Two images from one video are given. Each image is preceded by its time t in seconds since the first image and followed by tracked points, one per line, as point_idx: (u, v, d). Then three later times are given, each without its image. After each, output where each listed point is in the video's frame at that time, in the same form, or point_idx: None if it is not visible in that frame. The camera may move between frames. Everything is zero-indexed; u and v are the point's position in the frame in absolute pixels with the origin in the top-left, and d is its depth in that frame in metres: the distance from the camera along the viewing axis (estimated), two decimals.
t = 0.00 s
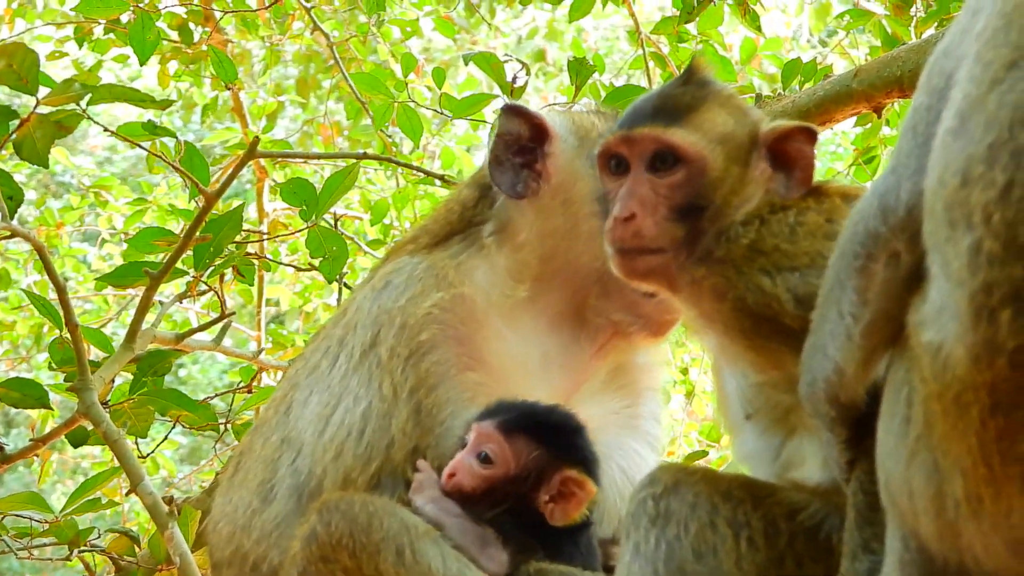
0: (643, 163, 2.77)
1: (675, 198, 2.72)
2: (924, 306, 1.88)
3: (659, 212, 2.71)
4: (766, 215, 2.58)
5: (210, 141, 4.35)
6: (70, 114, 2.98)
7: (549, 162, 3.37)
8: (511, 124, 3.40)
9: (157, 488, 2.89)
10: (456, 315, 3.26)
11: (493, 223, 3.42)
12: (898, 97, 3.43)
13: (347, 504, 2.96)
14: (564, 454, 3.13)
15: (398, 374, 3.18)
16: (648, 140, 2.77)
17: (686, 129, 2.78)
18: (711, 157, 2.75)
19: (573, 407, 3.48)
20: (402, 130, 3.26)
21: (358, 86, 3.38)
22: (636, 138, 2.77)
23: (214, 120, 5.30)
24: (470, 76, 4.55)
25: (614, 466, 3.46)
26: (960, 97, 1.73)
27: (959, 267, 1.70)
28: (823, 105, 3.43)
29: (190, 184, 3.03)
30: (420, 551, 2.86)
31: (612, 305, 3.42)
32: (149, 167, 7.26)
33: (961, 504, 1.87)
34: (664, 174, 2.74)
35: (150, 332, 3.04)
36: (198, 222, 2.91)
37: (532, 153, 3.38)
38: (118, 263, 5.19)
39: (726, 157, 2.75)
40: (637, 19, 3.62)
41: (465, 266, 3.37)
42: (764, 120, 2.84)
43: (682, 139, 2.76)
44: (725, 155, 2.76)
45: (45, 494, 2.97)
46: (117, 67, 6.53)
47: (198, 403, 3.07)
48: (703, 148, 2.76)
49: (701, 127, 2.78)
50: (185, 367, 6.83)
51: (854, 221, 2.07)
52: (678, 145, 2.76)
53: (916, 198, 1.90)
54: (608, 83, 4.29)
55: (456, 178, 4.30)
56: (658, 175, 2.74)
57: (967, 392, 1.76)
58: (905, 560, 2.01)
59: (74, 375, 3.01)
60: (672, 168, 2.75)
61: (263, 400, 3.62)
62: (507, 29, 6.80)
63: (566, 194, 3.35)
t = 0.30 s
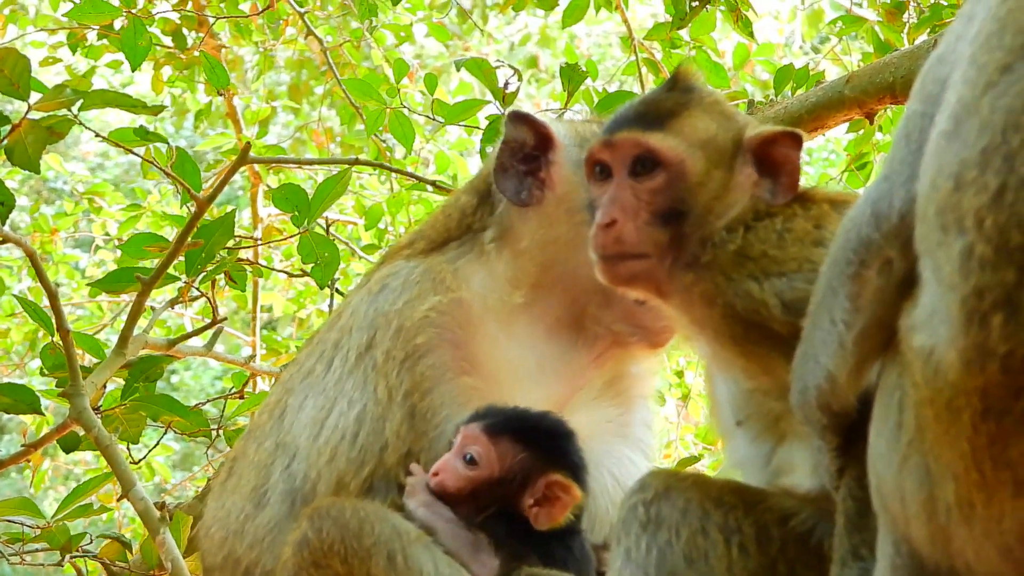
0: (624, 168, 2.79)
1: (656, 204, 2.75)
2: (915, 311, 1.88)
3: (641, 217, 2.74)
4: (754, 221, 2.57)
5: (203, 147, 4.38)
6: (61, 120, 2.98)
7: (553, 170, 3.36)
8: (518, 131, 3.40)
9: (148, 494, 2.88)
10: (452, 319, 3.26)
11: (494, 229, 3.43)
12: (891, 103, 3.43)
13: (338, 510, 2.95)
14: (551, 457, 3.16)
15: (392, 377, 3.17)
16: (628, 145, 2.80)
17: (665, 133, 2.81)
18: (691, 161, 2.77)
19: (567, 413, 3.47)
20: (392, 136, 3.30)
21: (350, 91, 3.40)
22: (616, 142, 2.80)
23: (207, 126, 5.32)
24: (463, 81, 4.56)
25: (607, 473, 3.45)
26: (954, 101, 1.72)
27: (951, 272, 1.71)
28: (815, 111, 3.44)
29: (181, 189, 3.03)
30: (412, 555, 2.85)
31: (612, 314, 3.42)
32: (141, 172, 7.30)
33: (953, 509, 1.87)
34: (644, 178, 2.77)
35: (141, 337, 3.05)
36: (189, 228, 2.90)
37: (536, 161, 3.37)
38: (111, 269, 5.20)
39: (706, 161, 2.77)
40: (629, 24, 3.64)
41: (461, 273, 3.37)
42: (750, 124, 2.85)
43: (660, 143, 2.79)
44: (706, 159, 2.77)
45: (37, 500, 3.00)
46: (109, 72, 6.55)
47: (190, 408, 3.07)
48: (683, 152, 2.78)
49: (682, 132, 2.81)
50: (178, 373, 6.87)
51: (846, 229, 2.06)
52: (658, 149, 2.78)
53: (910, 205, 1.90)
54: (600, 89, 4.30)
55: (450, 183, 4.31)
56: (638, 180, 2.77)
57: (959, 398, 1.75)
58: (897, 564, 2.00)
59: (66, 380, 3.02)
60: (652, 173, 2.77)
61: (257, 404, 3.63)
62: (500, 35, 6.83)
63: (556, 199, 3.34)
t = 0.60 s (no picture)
0: (616, 171, 2.78)
1: (648, 207, 2.75)
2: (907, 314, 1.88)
3: (632, 220, 2.74)
4: (748, 225, 2.58)
5: (196, 149, 4.39)
6: (54, 121, 2.98)
7: (554, 173, 3.36)
8: (519, 135, 3.38)
9: (140, 495, 2.88)
10: (450, 320, 3.25)
11: (493, 233, 3.44)
12: (884, 106, 3.44)
13: (330, 513, 2.95)
14: (537, 458, 3.16)
15: (389, 377, 3.16)
16: (620, 148, 2.79)
17: (657, 137, 2.81)
18: (682, 165, 2.77)
19: (561, 417, 3.45)
20: (384, 137, 3.30)
21: (343, 93, 3.41)
22: (608, 145, 2.79)
23: (199, 128, 5.34)
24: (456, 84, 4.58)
25: (598, 477, 3.44)
26: (947, 103, 1.73)
27: (943, 275, 1.70)
28: (808, 115, 3.45)
29: (174, 191, 3.03)
30: (404, 558, 2.85)
31: (617, 314, 3.40)
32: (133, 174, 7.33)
33: (944, 512, 1.87)
34: (636, 181, 2.76)
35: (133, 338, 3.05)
36: (181, 229, 2.90)
37: (537, 165, 3.37)
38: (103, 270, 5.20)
39: (698, 164, 2.77)
40: (624, 26, 3.65)
41: (459, 275, 3.37)
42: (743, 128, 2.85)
43: (652, 146, 2.78)
44: (697, 163, 2.77)
45: (28, 501, 2.99)
46: (102, 74, 6.57)
47: (182, 410, 3.10)
48: (675, 155, 2.78)
49: (673, 135, 2.81)
50: (168, 376, 6.91)
51: (840, 233, 2.06)
52: (650, 153, 2.78)
53: (902, 210, 1.90)
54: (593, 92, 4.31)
55: (443, 185, 4.31)
56: (629, 182, 2.76)
57: (951, 402, 1.74)
58: (889, 568, 2.00)
59: (58, 382, 3.02)
60: (643, 176, 2.77)
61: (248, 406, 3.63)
62: (493, 38, 6.86)
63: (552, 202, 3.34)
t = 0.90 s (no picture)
0: (603, 176, 2.79)
1: (634, 210, 2.75)
2: (901, 319, 1.87)
3: (620, 223, 2.74)
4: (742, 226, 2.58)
5: (189, 148, 4.40)
6: (49, 119, 2.97)
7: (550, 173, 3.37)
8: (513, 135, 3.38)
9: (133, 494, 2.88)
10: (446, 321, 3.25)
11: (488, 234, 3.44)
12: (879, 109, 3.43)
13: (323, 513, 2.95)
14: (531, 457, 3.17)
15: (383, 378, 3.15)
16: (606, 151, 2.80)
17: (644, 140, 2.82)
18: (668, 166, 2.77)
19: (554, 417, 3.46)
20: (378, 136, 3.31)
21: (337, 91, 3.42)
22: (594, 149, 2.80)
23: (194, 126, 5.35)
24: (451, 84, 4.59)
25: (591, 479, 3.44)
26: (943, 106, 1.71)
27: (938, 279, 1.69)
28: (804, 117, 3.45)
29: (168, 190, 3.04)
30: (396, 558, 2.84)
31: (611, 315, 3.40)
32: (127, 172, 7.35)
33: (937, 516, 1.86)
34: (621, 185, 2.78)
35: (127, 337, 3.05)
36: (174, 228, 2.90)
37: (531, 166, 3.37)
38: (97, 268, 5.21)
39: (686, 165, 2.77)
40: (618, 27, 3.65)
41: (453, 276, 3.38)
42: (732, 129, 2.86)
43: (638, 149, 2.80)
44: (685, 163, 2.77)
45: (20, 499, 2.98)
46: (97, 71, 6.58)
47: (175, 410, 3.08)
48: (661, 156, 2.79)
49: (661, 137, 2.82)
50: (161, 374, 6.93)
51: (834, 237, 2.06)
52: (636, 155, 2.79)
53: (896, 213, 1.89)
54: (588, 93, 4.32)
55: (436, 186, 4.31)
56: (617, 187, 2.77)
57: (945, 405, 1.73)
58: (882, 570, 2.00)
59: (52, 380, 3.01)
60: (629, 179, 2.78)
61: (241, 407, 3.63)
62: (487, 38, 6.87)
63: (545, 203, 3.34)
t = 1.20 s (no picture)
0: (577, 183, 2.80)
1: (609, 216, 2.77)
2: (896, 320, 1.87)
3: (594, 230, 2.76)
4: (727, 230, 2.60)
5: (184, 145, 4.40)
6: (46, 117, 2.97)
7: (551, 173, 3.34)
8: (513, 135, 3.34)
9: (128, 492, 2.88)
10: (443, 320, 3.25)
11: (488, 234, 3.44)
12: (875, 110, 3.42)
13: (318, 512, 2.94)
14: (523, 460, 3.16)
15: (380, 377, 3.14)
16: (576, 161, 2.81)
17: (613, 145, 2.86)
18: (638, 168, 2.80)
19: (550, 420, 3.44)
20: (374, 135, 3.32)
21: (333, 90, 3.41)
22: (565, 160, 2.81)
23: (189, 124, 5.36)
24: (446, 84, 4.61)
25: (586, 478, 3.43)
26: (940, 108, 1.72)
27: (934, 281, 1.69)
28: (800, 117, 3.45)
29: (164, 188, 3.04)
30: (392, 557, 2.83)
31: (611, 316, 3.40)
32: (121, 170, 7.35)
33: (933, 517, 1.84)
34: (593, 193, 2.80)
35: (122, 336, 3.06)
36: (171, 226, 2.90)
37: (531, 166, 3.34)
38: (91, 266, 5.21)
39: (655, 167, 2.81)
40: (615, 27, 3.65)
41: (451, 276, 3.38)
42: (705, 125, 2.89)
43: (606, 154, 2.83)
44: (656, 165, 2.81)
45: (15, 497, 2.98)
46: (91, 69, 6.58)
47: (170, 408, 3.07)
48: (630, 160, 2.82)
49: (627, 142, 2.85)
50: (155, 372, 6.94)
51: (828, 238, 2.06)
52: (604, 160, 2.81)
53: (892, 215, 1.90)
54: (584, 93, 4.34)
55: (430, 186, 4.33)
56: (591, 193, 2.79)
57: (940, 407, 1.72)
58: (876, 571, 2.00)
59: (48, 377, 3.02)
60: (602, 184, 2.80)
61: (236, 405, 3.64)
62: (483, 37, 6.89)
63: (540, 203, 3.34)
